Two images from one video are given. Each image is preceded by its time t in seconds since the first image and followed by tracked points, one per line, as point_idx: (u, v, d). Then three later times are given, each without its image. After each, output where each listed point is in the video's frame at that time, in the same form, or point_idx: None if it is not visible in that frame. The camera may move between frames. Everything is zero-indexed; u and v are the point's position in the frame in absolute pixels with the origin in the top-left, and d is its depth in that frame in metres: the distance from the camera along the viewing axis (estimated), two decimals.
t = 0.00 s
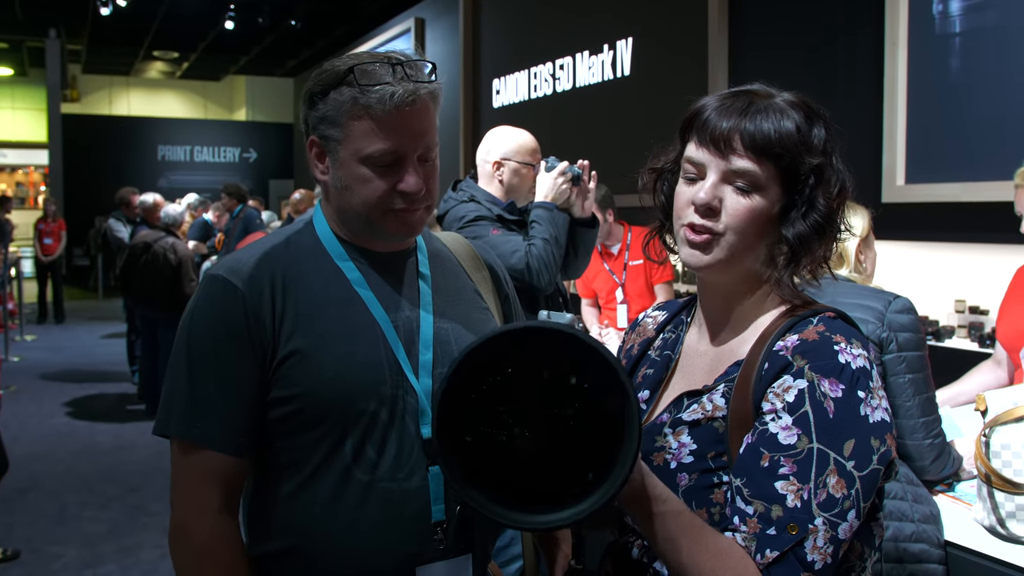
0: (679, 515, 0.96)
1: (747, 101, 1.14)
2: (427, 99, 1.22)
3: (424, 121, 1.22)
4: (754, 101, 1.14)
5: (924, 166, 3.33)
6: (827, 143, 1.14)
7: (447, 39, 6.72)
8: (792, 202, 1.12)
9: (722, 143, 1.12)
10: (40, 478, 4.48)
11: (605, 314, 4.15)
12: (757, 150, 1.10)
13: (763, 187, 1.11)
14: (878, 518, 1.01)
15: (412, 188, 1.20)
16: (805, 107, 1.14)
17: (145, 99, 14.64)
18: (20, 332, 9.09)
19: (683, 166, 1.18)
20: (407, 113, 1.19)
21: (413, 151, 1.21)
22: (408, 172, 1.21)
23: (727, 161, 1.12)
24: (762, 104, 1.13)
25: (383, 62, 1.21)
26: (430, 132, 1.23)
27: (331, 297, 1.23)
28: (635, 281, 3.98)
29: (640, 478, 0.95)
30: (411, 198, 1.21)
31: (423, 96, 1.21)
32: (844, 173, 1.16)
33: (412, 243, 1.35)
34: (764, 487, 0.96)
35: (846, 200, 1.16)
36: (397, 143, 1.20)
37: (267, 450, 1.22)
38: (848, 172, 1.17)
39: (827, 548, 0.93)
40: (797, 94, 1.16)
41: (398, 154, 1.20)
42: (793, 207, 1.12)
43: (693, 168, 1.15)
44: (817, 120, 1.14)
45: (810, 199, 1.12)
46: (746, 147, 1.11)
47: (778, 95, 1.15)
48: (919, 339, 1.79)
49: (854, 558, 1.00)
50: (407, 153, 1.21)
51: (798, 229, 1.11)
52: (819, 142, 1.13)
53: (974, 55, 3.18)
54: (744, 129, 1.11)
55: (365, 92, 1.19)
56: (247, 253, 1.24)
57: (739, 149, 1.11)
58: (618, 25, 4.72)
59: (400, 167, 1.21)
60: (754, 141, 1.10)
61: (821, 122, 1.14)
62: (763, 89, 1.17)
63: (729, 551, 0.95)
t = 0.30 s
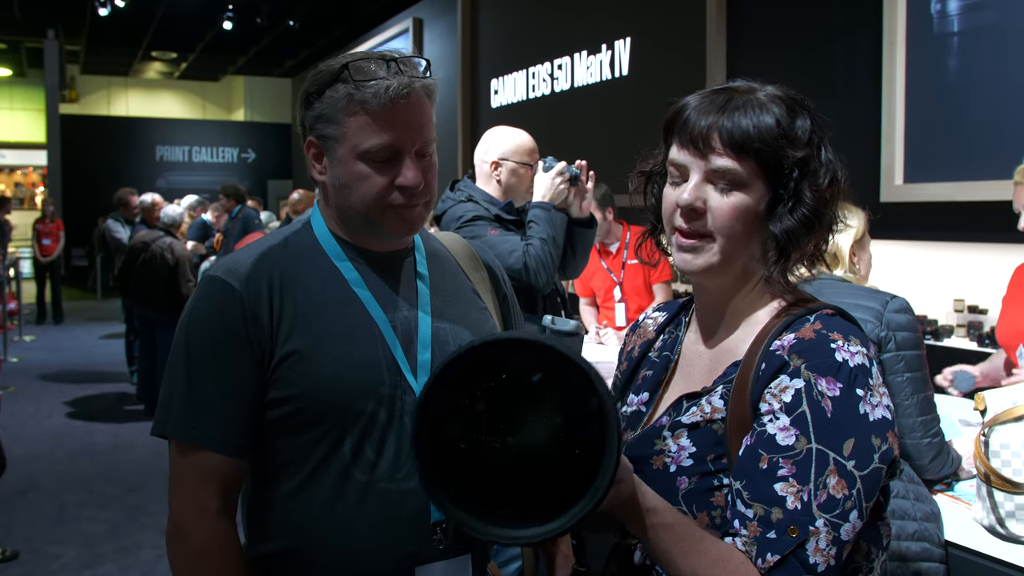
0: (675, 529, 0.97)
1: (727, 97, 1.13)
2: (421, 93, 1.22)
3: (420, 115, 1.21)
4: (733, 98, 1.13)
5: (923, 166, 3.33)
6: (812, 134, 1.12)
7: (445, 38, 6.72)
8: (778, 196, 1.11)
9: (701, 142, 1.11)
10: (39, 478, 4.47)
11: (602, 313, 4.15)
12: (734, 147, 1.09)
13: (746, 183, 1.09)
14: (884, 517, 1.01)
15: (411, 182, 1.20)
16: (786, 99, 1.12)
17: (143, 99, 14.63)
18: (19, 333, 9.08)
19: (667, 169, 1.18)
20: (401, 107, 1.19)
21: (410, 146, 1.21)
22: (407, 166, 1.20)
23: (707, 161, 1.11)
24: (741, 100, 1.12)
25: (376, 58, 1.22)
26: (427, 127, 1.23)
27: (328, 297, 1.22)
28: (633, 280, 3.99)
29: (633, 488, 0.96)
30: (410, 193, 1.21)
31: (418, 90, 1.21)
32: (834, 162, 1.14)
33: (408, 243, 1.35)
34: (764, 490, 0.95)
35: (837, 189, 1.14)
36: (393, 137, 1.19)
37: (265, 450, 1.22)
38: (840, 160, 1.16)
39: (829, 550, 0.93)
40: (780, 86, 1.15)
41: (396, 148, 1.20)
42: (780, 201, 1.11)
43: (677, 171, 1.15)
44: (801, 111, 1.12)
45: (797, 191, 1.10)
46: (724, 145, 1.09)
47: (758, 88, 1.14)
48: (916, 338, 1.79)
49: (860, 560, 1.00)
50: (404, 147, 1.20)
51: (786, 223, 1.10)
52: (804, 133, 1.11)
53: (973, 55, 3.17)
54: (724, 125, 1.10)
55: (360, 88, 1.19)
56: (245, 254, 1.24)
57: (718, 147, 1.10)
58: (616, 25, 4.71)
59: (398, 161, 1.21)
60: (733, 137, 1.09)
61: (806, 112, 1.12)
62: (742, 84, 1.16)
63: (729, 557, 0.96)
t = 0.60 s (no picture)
0: (657, 512, 0.93)
1: (708, 85, 1.10)
2: (419, 90, 1.21)
3: (418, 113, 1.21)
4: (717, 84, 1.09)
5: (923, 165, 3.34)
6: (804, 107, 1.06)
7: (445, 38, 6.72)
8: (770, 179, 1.06)
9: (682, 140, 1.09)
10: (40, 477, 4.48)
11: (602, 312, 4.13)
12: (712, 140, 1.06)
13: (734, 173, 1.06)
14: (906, 524, 1.01)
15: (409, 180, 1.20)
16: (770, 75, 1.07)
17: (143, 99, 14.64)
18: (19, 332, 9.08)
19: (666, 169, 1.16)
20: (399, 104, 1.19)
21: (408, 143, 1.20)
22: (405, 164, 1.20)
23: (691, 159, 1.09)
24: (725, 86, 1.08)
25: (374, 55, 1.21)
26: (426, 123, 1.23)
27: (330, 295, 1.22)
28: (633, 279, 4.00)
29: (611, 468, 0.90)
30: (408, 190, 1.20)
31: (416, 88, 1.21)
32: (836, 132, 1.07)
33: (410, 242, 1.34)
34: (767, 480, 0.93)
35: (841, 161, 1.07)
36: (391, 135, 1.19)
37: (267, 449, 1.21)
38: (846, 123, 1.08)
39: (832, 549, 0.88)
40: (765, 61, 1.10)
41: (392, 145, 1.20)
42: (774, 185, 1.06)
43: (671, 171, 1.14)
44: (789, 85, 1.06)
45: (789, 171, 1.05)
46: (702, 140, 1.07)
47: (746, 69, 1.09)
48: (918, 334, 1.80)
49: (878, 566, 0.99)
50: (401, 145, 1.20)
51: (783, 208, 1.05)
52: (792, 106, 1.05)
53: (973, 53, 3.16)
54: (702, 118, 1.07)
55: (358, 85, 1.19)
56: (247, 252, 1.24)
57: (698, 143, 1.08)
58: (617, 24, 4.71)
59: (395, 159, 1.20)
60: (710, 130, 1.06)
61: (797, 84, 1.06)
62: (727, 69, 1.12)
63: (716, 546, 0.93)
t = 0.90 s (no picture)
0: (660, 483, 0.91)
1: (741, 80, 1.06)
2: (418, 85, 1.21)
3: (418, 107, 1.21)
4: (750, 79, 1.05)
5: (923, 162, 3.34)
6: (841, 102, 1.01)
7: (444, 35, 6.70)
8: (803, 179, 1.02)
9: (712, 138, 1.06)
10: (40, 476, 4.48)
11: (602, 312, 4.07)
12: (745, 138, 1.03)
13: (768, 173, 1.03)
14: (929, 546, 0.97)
15: (410, 175, 1.20)
16: (805, 69, 1.02)
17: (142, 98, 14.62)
18: (18, 331, 9.08)
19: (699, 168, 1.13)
20: (400, 98, 1.19)
21: (408, 138, 1.20)
22: (405, 159, 1.20)
23: (722, 158, 1.05)
24: (757, 81, 1.04)
25: (372, 51, 1.21)
26: (426, 117, 1.23)
27: (330, 293, 1.21)
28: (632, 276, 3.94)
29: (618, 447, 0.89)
30: (409, 185, 1.20)
31: (415, 82, 1.21)
32: (876, 127, 1.02)
33: (409, 239, 1.34)
34: (774, 476, 0.91)
35: (882, 158, 1.02)
36: (391, 130, 1.19)
37: (266, 446, 1.21)
38: (885, 116, 1.04)
39: (834, 552, 0.86)
40: (800, 53, 1.05)
41: (394, 140, 1.19)
42: (807, 184, 1.02)
43: (703, 170, 1.11)
44: (826, 80, 1.02)
45: (823, 171, 1.01)
46: (733, 139, 1.04)
47: (781, 62, 1.05)
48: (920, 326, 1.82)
49: None
50: (402, 140, 1.20)
51: (817, 210, 1.01)
52: (827, 101, 1.01)
53: (973, 49, 3.15)
54: (734, 114, 1.04)
55: (358, 81, 1.19)
56: (247, 249, 1.24)
57: (728, 141, 1.04)
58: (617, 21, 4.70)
59: (396, 153, 1.20)
60: (741, 128, 1.03)
61: (834, 78, 1.02)
62: (762, 63, 1.08)
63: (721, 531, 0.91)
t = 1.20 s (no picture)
0: (684, 472, 0.92)
1: (789, 78, 1.04)
2: (417, 84, 1.21)
3: (416, 105, 1.21)
4: (797, 76, 1.03)
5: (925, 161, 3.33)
6: (892, 106, 0.99)
7: (445, 35, 6.71)
8: (846, 182, 1.00)
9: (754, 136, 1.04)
10: (42, 475, 4.48)
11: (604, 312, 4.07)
12: (789, 136, 1.00)
13: (809, 174, 1.00)
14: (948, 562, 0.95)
15: (410, 171, 1.19)
16: (856, 69, 1.00)
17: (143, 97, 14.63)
18: (20, 331, 9.09)
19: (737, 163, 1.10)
20: (401, 96, 1.19)
21: (408, 134, 1.20)
22: (406, 155, 1.20)
23: (764, 155, 1.03)
24: (804, 78, 1.02)
25: (371, 50, 1.21)
26: (425, 116, 1.23)
27: (328, 291, 1.21)
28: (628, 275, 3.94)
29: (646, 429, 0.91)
30: (409, 181, 1.20)
31: (414, 80, 1.21)
32: (926, 135, 1.00)
33: (408, 238, 1.33)
34: (791, 479, 0.90)
35: (929, 166, 1.00)
36: (392, 127, 1.19)
37: (267, 445, 1.21)
38: (936, 123, 1.01)
39: (848, 562, 0.85)
40: (853, 52, 1.03)
41: (394, 137, 1.19)
42: (850, 188, 1.00)
43: (742, 166, 1.08)
44: (880, 81, 0.99)
45: (869, 175, 0.99)
46: (776, 136, 1.01)
47: (831, 59, 1.03)
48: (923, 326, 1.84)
49: None
50: (402, 136, 1.20)
51: (859, 214, 0.99)
52: (877, 104, 0.99)
53: (974, 48, 3.15)
54: (779, 112, 1.01)
55: (357, 79, 1.19)
56: (245, 248, 1.24)
57: (771, 139, 1.02)
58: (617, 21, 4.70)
59: (398, 150, 1.20)
60: (786, 125, 1.00)
61: (887, 80, 0.99)
62: (811, 59, 1.05)
63: (737, 533, 0.91)
